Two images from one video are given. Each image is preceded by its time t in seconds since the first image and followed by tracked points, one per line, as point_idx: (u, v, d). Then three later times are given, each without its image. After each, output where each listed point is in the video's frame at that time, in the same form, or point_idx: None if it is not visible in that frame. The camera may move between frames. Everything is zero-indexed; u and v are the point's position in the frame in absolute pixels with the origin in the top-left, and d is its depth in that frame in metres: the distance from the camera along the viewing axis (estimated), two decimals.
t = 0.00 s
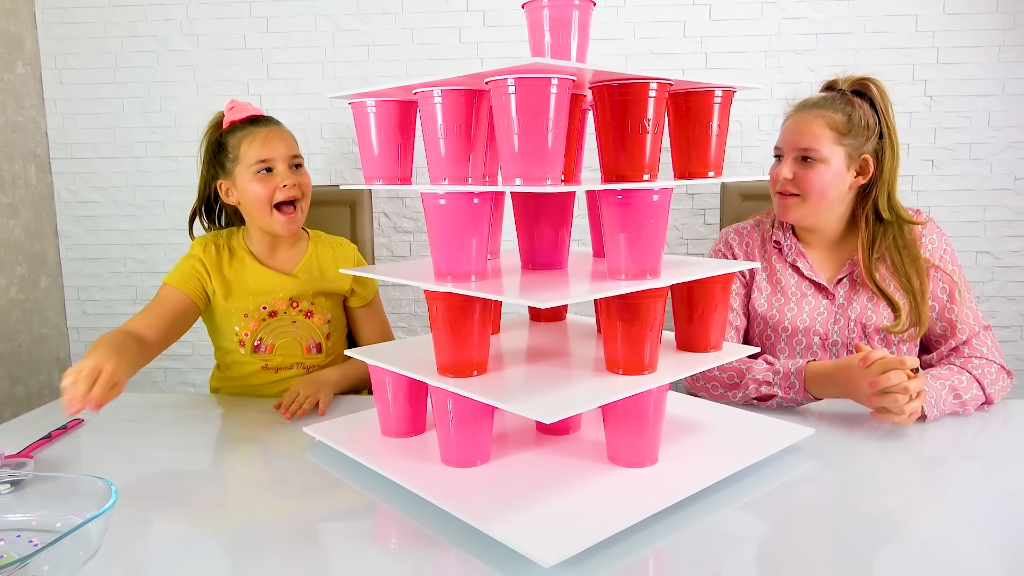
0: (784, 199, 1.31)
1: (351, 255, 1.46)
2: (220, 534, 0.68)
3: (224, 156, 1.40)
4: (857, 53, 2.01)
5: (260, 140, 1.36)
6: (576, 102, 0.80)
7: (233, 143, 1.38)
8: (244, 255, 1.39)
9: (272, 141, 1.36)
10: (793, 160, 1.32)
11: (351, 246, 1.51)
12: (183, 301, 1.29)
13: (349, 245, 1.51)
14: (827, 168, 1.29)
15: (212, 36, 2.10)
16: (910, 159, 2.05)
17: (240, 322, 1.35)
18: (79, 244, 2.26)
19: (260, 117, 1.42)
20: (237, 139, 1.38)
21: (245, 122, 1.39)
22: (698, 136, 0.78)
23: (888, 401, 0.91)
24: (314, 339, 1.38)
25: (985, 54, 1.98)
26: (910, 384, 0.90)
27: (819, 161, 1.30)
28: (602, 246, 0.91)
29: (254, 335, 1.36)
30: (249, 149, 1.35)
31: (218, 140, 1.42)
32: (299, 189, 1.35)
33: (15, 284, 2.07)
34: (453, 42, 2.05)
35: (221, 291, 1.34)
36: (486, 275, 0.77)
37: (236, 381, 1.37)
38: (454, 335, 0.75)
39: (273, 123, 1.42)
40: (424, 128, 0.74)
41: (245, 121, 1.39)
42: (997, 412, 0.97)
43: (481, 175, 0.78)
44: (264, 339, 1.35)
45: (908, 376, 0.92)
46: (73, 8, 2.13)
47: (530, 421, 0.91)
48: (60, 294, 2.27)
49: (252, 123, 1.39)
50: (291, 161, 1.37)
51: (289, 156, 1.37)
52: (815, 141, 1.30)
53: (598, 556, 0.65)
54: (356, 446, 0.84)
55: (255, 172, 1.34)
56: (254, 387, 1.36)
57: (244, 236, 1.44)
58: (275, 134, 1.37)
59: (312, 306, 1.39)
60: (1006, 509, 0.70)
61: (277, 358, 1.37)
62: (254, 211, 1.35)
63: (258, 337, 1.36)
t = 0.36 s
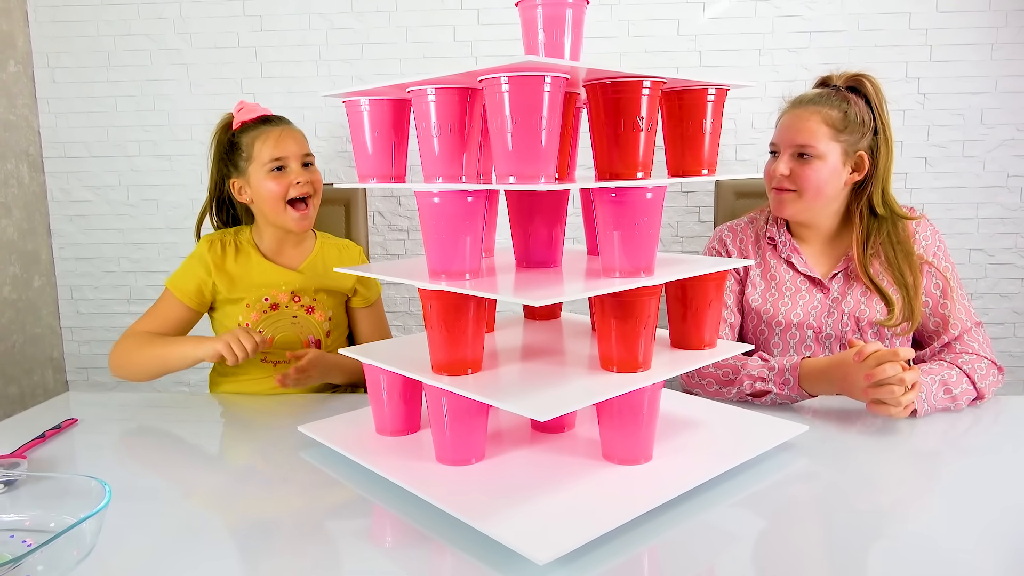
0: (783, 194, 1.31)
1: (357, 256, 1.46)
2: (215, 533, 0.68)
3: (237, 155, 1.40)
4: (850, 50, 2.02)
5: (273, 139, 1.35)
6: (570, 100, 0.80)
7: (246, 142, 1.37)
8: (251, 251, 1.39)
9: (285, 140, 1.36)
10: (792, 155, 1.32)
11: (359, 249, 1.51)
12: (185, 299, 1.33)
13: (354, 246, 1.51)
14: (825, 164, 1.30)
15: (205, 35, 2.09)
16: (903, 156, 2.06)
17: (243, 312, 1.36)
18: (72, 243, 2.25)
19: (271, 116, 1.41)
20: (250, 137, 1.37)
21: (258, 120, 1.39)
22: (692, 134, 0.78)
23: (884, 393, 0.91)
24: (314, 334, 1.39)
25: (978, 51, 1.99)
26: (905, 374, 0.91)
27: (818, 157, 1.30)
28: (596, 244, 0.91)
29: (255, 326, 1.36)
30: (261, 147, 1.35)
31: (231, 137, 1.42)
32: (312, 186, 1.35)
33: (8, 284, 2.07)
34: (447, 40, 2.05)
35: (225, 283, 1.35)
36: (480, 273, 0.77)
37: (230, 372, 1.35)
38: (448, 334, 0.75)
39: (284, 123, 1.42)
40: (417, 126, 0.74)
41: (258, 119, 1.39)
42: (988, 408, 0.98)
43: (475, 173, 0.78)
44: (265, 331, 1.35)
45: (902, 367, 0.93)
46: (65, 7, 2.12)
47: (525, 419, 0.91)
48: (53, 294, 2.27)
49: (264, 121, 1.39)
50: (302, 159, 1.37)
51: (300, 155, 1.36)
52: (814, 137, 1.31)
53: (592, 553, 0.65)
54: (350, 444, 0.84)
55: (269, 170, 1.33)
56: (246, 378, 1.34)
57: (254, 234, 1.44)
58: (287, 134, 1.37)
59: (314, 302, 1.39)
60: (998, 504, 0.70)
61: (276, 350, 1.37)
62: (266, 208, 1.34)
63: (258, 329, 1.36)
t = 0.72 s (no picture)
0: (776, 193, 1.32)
1: (359, 253, 1.45)
2: (212, 533, 0.68)
3: (243, 155, 1.40)
4: (846, 49, 2.02)
5: (278, 140, 1.35)
6: (566, 99, 0.80)
7: (252, 143, 1.37)
8: (255, 246, 1.39)
9: (289, 141, 1.35)
10: (787, 155, 1.32)
11: (361, 246, 1.51)
12: (190, 290, 1.34)
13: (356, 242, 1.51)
14: (820, 164, 1.30)
15: (201, 34, 2.09)
16: (898, 155, 2.06)
17: (244, 302, 1.36)
18: (67, 242, 2.24)
19: (277, 116, 1.40)
20: (256, 138, 1.37)
21: (264, 121, 1.38)
22: (688, 133, 0.78)
23: (878, 402, 0.90)
24: (314, 328, 1.38)
25: (972, 50, 1.99)
26: (900, 384, 0.90)
27: (813, 157, 1.30)
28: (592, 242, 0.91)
29: (255, 316, 1.35)
30: (265, 148, 1.35)
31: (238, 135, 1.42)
32: (315, 189, 1.34)
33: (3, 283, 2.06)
34: (443, 38, 2.05)
35: (227, 274, 1.35)
36: (477, 272, 0.77)
37: (229, 362, 1.35)
38: (445, 333, 0.75)
39: (290, 124, 1.41)
40: (413, 125, 0.74)
41: (264, 120, 1.38)
42: (984, 405, 0.98)
43: (471, 173, 0.78)
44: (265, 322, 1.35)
45: (897, 377, 0.92)
46: (60, 5, 2.11)
47: (522, 418, 0.91)
48: (48, 293, 2.26)
49: (269, 122, 1.38)
50: (305, 161, 1.36)
51: (303, 157, 1.36)
52: (808, 136, 1.31)
53: (590, 551, 0.65)
54: (347, 443, 0.84)
55: (272, 172, 1.33)
56: (246, 369, 1.34)
57: (258, 231, 1.44)
58: (292, 136, 1.36)
59: (315, 295, 1.39)
60: (993, 501, 0.70)
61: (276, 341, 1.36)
62: (269, 207, 1.34)
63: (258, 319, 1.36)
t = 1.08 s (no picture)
0: (772, 193, 1.32)
1: (359, 251, 1.45)
2: (209, 534, 0.68)
3: (247, 152, 1.39)
4: (843, 49, 2.02)
5: (282, 140, 1.34)
6: (563, 99, 0.80)
7: (257, 141, 1.37)
8: (255, 243, 1.39)
9: (293, 141, 1.34)
10: (784, 155, 1.32)
11: (360, 243, 1.51)
12: (190, 285, 1.34)
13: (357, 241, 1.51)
14: (818, 165, 1.30)
15: (197, 33, 2.08)
16: (895, 154, 2.07)
17: (243, 297, 1.36)
18: (63, 242, 2.23)
19: (281, 116, 1.40)
20: (259, 137, 1.37)
21: (268, 120, 1.38)
22: (685, 134, 0.78)
23: (873, 403, 0.90)
24: (312, 324, 1.38)
25: (968, 50, 2.00)
26: (894, 387, 0.90)
27: (809, 157, 1.30)
28: (589, 242, 0.91)
29: (254, 311, 1.36)
30: (268, 148, 1.34)
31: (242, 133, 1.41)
32: (316, 190, 1.33)
33: None
34: (440, 38, 2.05)
35: (227, 269, 1.35)
36: (473, 272, 0.77)
37: (224, 355, 1.35)
38: (441, 333, 0.75)
39: (296, 124, 1.41)
40: (410, 125, 0.74)
41: (268, 119, 1.38)
42: (979, 405, 0.99)
43: (468, 172, 0.78)
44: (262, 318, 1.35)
45: (892, 379, 0.91)
46: (56, 4, 2.10)
47: (519, 418, 0.91)
48: (44, 293, 2.25)
49: (273, 122, 1.37)
50: (308, 163, 1.35)
51: (306, 158, 1.35)
52: (803, 137, 1.31)
53: (587, 551, 0.65)
54: (344, 444, 0.84)
55: (275, 172, 1.33)
56: (241, 364, 1.34)
57: (259, 228, 1.44)
58: (297, 136, 1.35)
59: (314, 292, 1.39)
60: (988, 501, 0.71)
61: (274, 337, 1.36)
62: (271, 207, 1.34)
63: (257, 315, 1.36)
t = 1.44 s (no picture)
0: (769, 193, 1.32)
1: (355, 249, 1.45)
2: (202, 529, 0.67)
3: (240, 150, 1.39)
4: (841, 48, 2.02)
5: (276, 138, 1.34)
6: (560, 96, 0.80)
7: (250, 139, 1.37)
8: (249, 241, 1.39)
9: (287, 139, 1.34)
10: (780, 155, 1.32)
11: (356, 242, 1.51)
12: (189, 287, 1.34)
13: (353, 240, 1.51)
14: (814, 165, 1.30)
15: (195, 28, 2.08)
16: (892, 155, 2.07)
17: (237, 296, 1.35)
18: (59, 236, 2.23)
19: (276, 113, 1.39)
20: (254, 134, 1.36)
21: (263, 117, 1.37)
22: (682, 132, 0.78)
23: (868, 404, 0.90)
24: (306, 324, 1.37)
25: (967, 50, 2.00)
26: (889, 387, 0.90)
27: (806, 157, 1.30)
28: (585, 240, 0.91)
29: (246, 311, 1.35)
30: (263, 145, 1.34)
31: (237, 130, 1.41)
32: (309, 188, 1.34)
33: None
34: (438, 34, 2.04)
35: (221, 267, 1.35)
36: (469, 269, 0.77)
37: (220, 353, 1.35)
38: (436, 330, 0.74)
39: (292, 121, 1.40)
40: (406, 121, 0.74)
41: (263, 116, 1.37)
42: (974, 406, 0.99)
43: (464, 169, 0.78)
44: (256, 317, 1.35)
45: (887, 379, 0.91)
46: None
47: (514, 415, 0.91)
48: (40, 287, 2.25)
49: (268, 118, 1.37)
50: (302, 159, 1.35)
51: (300, 155, 1.35)
52: (799, 137, 1.31)
53: (581, 549, 0.65)
54: (339, 440, 0.84)
55: (268, 169, 1.32)
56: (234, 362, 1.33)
57: (253, 226, 1.45)
58: (290, 134, 1.36)
59: (309, 291, 1.38)
60: (982, 502, 0.71)
61: (268, 336, 1.36)
62: (264, 204, 1.34)
63: (250, 314, 1.35)
